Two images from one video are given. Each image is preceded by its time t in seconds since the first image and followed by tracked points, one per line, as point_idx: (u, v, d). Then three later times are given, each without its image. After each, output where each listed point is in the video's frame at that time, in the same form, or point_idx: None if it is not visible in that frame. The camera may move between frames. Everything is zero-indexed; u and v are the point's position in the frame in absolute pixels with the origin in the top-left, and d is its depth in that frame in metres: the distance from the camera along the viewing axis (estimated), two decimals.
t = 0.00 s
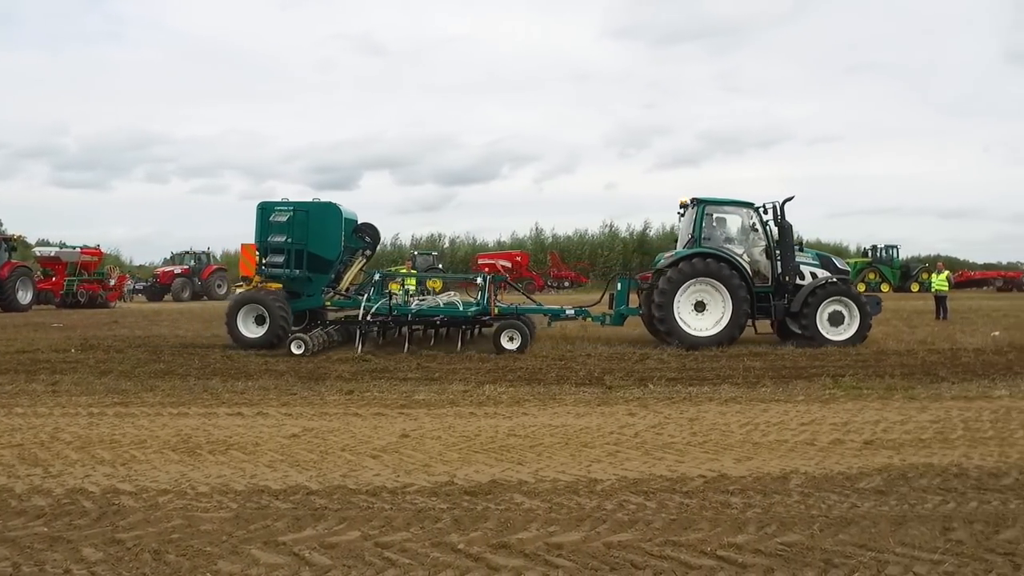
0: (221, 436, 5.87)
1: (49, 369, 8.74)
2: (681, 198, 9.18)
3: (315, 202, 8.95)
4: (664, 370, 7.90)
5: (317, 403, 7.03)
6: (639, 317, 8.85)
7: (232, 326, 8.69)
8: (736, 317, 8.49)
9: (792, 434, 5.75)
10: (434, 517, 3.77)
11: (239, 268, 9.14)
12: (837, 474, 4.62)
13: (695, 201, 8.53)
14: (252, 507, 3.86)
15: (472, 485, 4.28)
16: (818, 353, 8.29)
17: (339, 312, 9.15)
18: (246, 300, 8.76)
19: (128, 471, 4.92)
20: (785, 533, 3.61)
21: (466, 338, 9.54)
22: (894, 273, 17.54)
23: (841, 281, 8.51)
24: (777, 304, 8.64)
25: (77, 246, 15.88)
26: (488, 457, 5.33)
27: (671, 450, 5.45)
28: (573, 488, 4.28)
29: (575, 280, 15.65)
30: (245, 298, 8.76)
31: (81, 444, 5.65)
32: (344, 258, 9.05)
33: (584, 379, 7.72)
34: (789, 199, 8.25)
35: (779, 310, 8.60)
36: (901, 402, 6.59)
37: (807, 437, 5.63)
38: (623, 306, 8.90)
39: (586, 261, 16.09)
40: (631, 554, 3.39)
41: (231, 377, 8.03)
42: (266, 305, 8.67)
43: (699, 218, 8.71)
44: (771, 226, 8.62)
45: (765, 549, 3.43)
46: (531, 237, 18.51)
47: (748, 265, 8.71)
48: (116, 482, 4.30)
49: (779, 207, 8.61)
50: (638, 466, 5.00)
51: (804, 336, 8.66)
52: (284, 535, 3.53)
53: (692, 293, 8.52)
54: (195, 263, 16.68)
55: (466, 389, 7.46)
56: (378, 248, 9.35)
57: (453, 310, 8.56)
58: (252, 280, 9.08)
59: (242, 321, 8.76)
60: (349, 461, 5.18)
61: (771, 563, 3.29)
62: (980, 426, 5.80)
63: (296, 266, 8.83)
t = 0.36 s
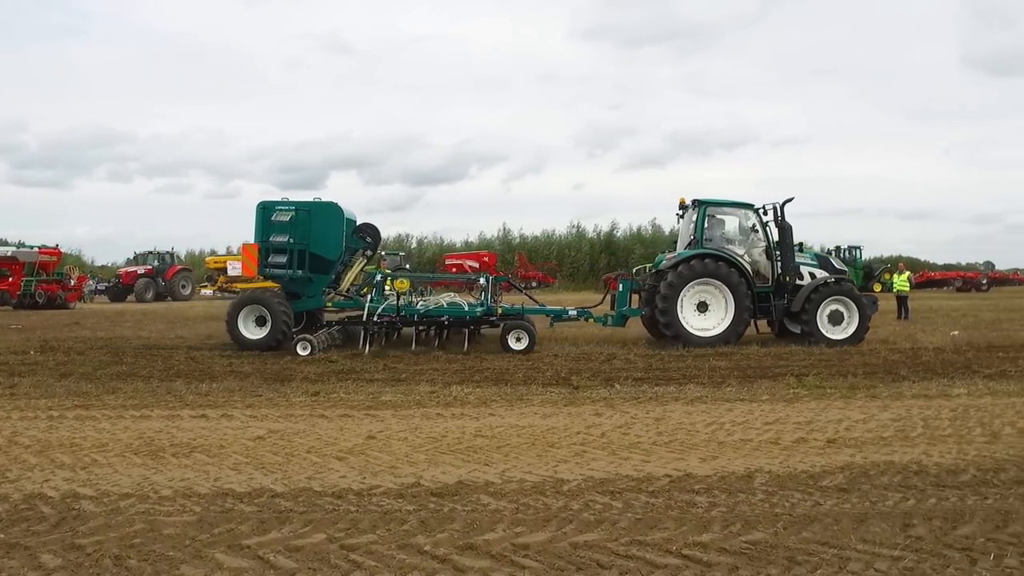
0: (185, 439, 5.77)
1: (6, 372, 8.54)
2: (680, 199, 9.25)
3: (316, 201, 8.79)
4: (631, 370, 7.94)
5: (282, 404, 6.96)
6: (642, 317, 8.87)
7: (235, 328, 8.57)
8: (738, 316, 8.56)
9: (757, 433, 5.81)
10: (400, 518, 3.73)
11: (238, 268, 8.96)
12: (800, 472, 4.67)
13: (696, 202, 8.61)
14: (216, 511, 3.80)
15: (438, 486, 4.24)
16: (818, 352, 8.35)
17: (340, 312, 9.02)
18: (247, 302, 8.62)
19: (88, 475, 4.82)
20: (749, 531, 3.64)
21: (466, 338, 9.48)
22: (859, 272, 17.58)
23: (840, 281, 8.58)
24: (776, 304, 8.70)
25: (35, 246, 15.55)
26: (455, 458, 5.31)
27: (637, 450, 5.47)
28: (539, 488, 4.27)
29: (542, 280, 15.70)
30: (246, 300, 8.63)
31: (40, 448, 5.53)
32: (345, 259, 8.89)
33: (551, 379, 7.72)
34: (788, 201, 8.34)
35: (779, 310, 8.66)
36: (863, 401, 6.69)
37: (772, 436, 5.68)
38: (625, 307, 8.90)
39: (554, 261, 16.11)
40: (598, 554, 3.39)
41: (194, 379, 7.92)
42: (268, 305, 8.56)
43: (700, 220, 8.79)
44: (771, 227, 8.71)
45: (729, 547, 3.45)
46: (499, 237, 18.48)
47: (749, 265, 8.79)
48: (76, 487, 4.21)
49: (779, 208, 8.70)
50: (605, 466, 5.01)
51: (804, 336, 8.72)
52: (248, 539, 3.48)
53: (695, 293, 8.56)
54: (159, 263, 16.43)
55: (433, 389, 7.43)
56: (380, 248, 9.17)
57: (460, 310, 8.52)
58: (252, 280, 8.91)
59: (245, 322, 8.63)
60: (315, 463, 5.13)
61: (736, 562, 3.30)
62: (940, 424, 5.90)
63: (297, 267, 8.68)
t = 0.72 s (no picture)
0: (151, 442, 5.68)
1: None
2: (683, 200, 9.28)
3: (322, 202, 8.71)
4: (601, 370, 7.95)
5: (251, 406, 6.88)
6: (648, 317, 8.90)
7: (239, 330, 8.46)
8: (743, 315, 8.61)
9: (726, 432, 5.84)
10: (369, 520, 3.69)
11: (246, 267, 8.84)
12: (767, 471, 4.70)
13: (701, 202, 8.67)
14: (181, 514, 3.73)
15: (407, 487, 4.21)
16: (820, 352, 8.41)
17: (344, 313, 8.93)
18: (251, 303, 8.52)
19: (51, 479, 4.73)
20: (716, 530, 3.64)
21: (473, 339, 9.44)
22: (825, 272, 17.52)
23: (843, 281, 8.65)
24: (779, 304, 8.76)
25: None
26: (424, 459, 5.27)
27: (607, 450, 5.48)
28: (508, 489, 4.26)
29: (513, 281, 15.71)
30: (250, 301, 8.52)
31: None
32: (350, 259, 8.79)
33: (522, 380, 7.71)
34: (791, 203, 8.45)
35: (782, 310, 8.72)
36: (830, 400, 6.76)
37: (740, 436, 5.72)
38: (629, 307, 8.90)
39: (525, 261, 16.11)
40: (566, 554, 3.37)
41: (161, 382, 7.82)
42: (272, 305, 8.50)
43: (704, 221, 8.82)
44: (774, 228, 8.78)
45: (697, 546, 3.46)
46: (471, 238, 18.44)
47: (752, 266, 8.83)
48: (38, 492, 4.11)
49: (782, 209, 8.77)
50: (574, 467, 5.01)
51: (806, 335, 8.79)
52: (214, 543, 3.42)
53: (700, 293, 8.60)
54: (126, 263, 16.21)
55: (403, 390, 7.38)
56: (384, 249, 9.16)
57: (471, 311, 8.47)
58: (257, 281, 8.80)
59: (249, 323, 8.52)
60: (283, 465, 5.07)
61: (703, 561, 3.30)
62: (905, 422, 5.97)
63: (302, 267, 8.60)
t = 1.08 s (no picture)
0: (118, 444, 5.59)
1: None
2: (686, 200, 9.29)
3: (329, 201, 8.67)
4: (573, 370, 7.96)
5: (220, 407, 6.81)
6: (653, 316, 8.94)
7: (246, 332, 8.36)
8: (747, 314, 8.67)
9: (696, 431, 5.86)
10: (338, 521, 3.65)
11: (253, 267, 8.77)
12: (737, 470, 4.72)
13: (706, 202, 8.70)
14: (148, 517, 3.67)
15: (378, 488, 4.18)
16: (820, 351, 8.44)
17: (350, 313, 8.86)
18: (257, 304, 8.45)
19: (14, 483, 4.64)
20: (686, 529, 3.64)
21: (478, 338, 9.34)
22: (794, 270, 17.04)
23: (846, 280, 8.71)
24: (782, 302, 8.81)
25: None
26: (395, 459, 5.24)
27: (578, 449, 5.48)
28: (478, 489, 4.23)
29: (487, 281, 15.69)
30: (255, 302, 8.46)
31: None
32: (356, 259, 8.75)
33: (494, 380, 7.69)
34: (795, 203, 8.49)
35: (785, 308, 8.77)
36: (799, 399, 6.81)
37: (710, 435, 5.75)
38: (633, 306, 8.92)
39: (499, 261, 16.10)
40: (537, 554, 3.35)
41: (129, 383, 7.71)
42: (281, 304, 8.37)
43: (709, 221, 8.85)
44: (777, 229, 8.82)
45: (667, 545, 3.45)
46: (444, 237, 18.39)
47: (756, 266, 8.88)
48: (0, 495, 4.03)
49: (785, 209, 8.82)
50: (545, 466, 5.00)
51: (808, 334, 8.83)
52: (181, 545, 3.37)
53: (704, 292, 8.66)
54: (93, 263, 15.98)
55: (374, 391, 7.33)
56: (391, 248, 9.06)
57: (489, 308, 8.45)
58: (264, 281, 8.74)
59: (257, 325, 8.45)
60: (252, 467, 5.02)
61: (672, 559, 3.30)
62: (872, 420, 6.04)
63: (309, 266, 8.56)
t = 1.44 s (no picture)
0: (88, 446, 5.51)
1: None
2: (693, 201, 9.31)
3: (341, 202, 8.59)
4: (548, 370, 7.97)
5: (193, 409, 6.74)
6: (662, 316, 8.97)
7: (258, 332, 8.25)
8: (754, 314, 8.71)
9: (670, 431, 5.89)
10: (311, 522, 3.62)
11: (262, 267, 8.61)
12: (711, 469, 4.75)
13: (714, 203, 8.72)
14: (119, 520, 3.62)
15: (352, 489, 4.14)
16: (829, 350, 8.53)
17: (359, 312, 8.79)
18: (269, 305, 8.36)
19: None
20: (660, 528, 3.65)
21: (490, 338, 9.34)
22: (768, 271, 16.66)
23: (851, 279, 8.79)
24: (788, 302, 8.89)
25: None
26: (370, 460, 5.22)
27: (553, 449, 5.48)
28: (453, 489, 4.21)
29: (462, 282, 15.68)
30: (267, 304, 8.37)
31: None
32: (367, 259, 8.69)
33: (470, 380, 7.67)
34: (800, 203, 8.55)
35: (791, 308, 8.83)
36: (772, 398, 6.87)
37: (684, 434, 5.78)
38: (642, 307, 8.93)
39: (475, 261, 16.09)
40: (511, 554, 3.34)
41: (101, 385, 7.62)
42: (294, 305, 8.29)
43: (717, 221, 8.88)
44: (783, 230, 8.88)
45: (641, 544, 3.45)
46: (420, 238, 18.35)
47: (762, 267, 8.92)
48: None
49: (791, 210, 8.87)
50: (520, 466, 5.00)
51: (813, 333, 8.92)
52: (152, 548, 3.32)
53: (713, 292, 8.69)
54: (64, 263, 15.76)
55: (349, 391, 7.28)
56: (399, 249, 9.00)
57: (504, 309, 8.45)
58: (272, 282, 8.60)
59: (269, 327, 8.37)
60: (225, 468, 4.97)
61: (646, 558, 3.30)
62: (844, 418, 6.10)
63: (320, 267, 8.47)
